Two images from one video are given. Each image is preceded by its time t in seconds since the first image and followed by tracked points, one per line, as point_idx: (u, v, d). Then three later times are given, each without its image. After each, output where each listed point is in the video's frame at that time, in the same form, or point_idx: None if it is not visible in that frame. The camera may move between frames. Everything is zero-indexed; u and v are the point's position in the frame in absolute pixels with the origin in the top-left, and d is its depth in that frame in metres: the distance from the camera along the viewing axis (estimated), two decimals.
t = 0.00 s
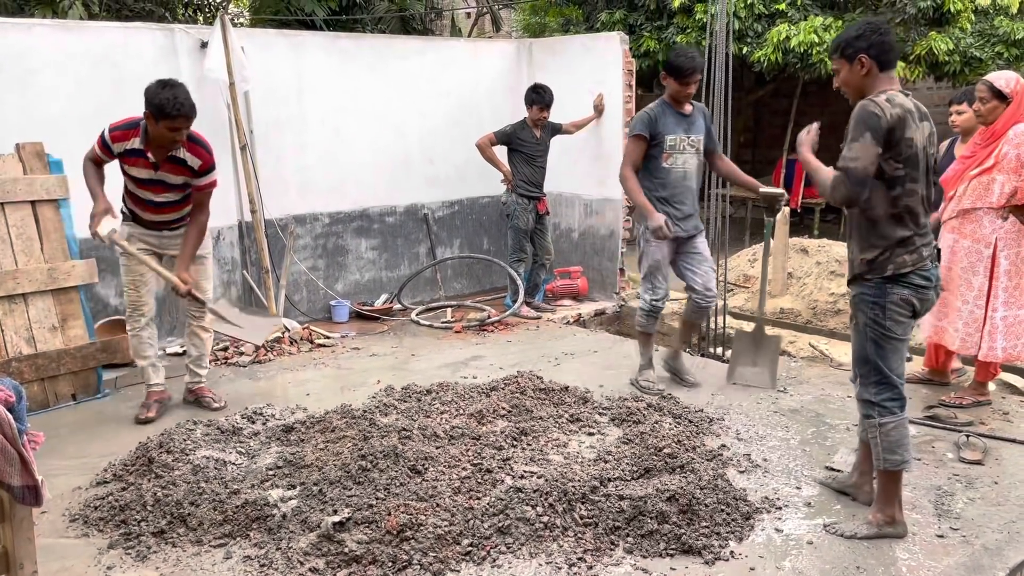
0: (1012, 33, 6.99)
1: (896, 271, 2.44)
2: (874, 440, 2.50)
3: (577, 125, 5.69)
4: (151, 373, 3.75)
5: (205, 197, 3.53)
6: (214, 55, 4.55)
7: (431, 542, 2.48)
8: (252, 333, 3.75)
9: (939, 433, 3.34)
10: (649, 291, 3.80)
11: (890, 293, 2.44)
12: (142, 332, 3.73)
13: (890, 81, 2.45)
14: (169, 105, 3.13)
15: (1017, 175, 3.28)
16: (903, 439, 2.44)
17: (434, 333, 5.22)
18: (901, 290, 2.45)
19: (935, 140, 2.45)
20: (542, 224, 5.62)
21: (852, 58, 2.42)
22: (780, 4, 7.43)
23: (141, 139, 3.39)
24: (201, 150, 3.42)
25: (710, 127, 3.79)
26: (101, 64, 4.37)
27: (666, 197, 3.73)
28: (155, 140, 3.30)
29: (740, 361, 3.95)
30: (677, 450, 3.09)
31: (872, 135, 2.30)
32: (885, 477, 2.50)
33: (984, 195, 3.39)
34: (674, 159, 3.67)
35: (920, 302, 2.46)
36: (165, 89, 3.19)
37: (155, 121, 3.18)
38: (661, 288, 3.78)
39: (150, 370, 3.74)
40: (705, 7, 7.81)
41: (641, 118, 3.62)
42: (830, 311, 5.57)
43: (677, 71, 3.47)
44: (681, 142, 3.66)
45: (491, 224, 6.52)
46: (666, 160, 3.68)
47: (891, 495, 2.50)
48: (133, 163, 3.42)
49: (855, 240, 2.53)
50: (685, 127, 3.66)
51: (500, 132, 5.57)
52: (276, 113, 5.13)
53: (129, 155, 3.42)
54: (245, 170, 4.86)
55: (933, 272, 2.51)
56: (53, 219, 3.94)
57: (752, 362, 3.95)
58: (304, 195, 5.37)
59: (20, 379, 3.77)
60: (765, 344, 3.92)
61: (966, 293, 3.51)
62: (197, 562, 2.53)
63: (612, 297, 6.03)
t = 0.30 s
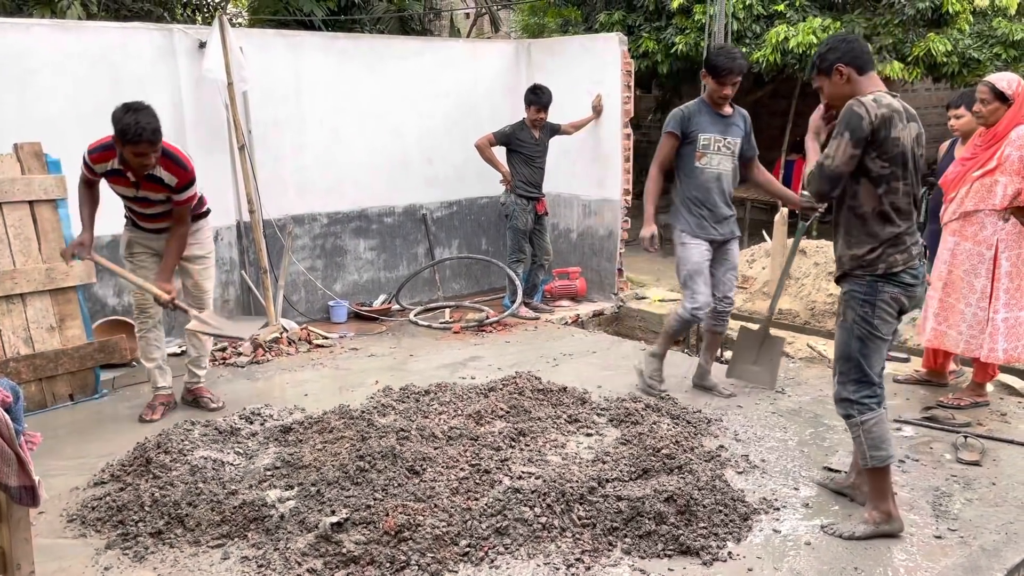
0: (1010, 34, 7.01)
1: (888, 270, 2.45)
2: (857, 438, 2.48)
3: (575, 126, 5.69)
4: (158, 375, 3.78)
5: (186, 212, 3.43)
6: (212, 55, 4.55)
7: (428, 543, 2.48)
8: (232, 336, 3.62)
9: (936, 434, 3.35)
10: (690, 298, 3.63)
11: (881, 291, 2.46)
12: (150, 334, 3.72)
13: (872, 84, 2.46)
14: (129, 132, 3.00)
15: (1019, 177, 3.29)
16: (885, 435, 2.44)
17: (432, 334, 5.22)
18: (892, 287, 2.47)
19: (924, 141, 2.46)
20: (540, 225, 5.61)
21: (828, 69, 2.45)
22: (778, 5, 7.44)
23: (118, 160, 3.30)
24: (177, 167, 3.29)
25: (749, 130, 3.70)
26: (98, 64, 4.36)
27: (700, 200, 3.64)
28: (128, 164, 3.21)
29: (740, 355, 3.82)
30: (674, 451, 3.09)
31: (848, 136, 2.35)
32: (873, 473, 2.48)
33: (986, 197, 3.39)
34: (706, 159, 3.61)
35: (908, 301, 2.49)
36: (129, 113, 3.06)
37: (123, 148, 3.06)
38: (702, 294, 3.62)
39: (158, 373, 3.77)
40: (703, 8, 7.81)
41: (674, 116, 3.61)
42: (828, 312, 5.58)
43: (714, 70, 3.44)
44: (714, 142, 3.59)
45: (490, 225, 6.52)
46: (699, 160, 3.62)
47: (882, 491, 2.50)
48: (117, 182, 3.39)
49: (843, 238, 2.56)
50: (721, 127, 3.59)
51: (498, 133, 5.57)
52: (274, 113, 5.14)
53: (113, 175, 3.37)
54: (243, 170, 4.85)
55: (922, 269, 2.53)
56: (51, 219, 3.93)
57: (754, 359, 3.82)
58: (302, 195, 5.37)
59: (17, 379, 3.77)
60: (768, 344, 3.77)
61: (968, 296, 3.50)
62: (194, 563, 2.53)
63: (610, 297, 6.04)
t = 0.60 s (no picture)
0: (1009, 35, 7.08)
1: (884, 268, 2.47)
2: (843, 431, 2.51)
3: (575, 126, 5.69)
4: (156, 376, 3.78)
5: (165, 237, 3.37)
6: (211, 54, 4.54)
7: (427, 542, 2.48)
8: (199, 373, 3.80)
9: (935, 434, 3.35)
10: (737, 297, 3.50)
11: (876, 290, 2.47)
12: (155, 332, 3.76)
13: (865, 86, 2.45)
14: (103, 159, 3.01)
15: (1019, 178, 3.28)
16: (870, 427, 2.49)
17: (431, 334, 5.22)
18: (885, 285, 2.49)
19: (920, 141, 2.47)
20: (539, 225, 5.60)
21: (820, 69, 2.45)
22: (778, 5, 7.45)
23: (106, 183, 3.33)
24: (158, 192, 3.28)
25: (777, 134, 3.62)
26: (97, 64, 4.36)
27: (724, 202, 3.57)
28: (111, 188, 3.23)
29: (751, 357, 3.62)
30: (673, 451, 3.09)
31: (870, 133, 2.31)
32: (862, 467, 2.51)
33: (986, 198, 3.39)
34: (735, 161, 3.51)
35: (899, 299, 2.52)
36: (106, 142, 3.07)
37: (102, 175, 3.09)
38: (743, 292, 3.50)
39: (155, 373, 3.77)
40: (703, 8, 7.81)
41: (703, 116, 3.51)
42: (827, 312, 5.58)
43: (752, 73, 3.32)
44: (743, 145, 3.50)
45: (489, 225, 6.51)
46: (726, 162, 3.53)
47: (873, 483, 2.51)
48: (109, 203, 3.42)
49: (840, 238, 2.55)
50: (751, 130, 3.50)
51: (497, 133, 5.57)
52: (273, 113, 5.13)
53: (103, 196, 3.40)
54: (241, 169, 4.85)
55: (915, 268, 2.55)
56: (49, 218, 3.93)
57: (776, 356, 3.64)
58: (301, 195, 5.37)
59: (16, 379, 3.77)
60: (785, 343, 3.60)
61: (967, 297, 3.51)
62: (192, 563, 2.53)
63: (609, 298, 6.04)
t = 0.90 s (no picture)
0: (1008, 35, 7.06)
1: (884, 267, 2.48)
2: (845, 431, 2.51)
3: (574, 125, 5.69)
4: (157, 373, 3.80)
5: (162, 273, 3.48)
6: (211, 52, 4.54)
7: (426, 541, 2.48)
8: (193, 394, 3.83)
9: (934, 434, 3.35)
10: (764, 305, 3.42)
11: (878, 289, 2.47)
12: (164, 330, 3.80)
13: (862, 86, 2.45)
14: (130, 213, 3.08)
15: (1018, 178, 3.28)
16: (872, 426, 2.49)
17: (430, 333, 5.21)
18: (887, 284, 2.49)
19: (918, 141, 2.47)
20: (538, 224, 5.61)
21: (817, 69, 2.45)
22: (778, 5, 7.45)
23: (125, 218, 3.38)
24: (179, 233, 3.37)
25: (807, 139, 3.50)
26: (96, 63, 4.36)
27: (754, 209, 3.47)
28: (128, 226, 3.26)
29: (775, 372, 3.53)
30: (672, 450, 3.09)
31: (882, 131, 2.32)
32: (862, 466, 2.52)
33: (985, 199, 3.39)
34: (768, 170, 3.39)
35: (899, 297, 2.53)
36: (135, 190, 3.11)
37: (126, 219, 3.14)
38: (773, 300, 3.42)
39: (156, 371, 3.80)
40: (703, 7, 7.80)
41: (741, 122, 3.26)
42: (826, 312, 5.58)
43: (791, 80, 3.18)
44: (778, 153, 3.36)
45: (489, 224, 6.51)
46: (760, 171, 3.41)
47: (874, 482, 2.52)
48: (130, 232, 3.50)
49: (841, 239, 2.55)
50: (786, 137, 3.36)
51: (497, 132, 5.57)
52: (272, 112, 5.13)
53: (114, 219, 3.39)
54: (241, 168, 4.84)
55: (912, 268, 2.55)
56: (49, 217, 3.92)
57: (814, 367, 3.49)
58: (300, 194, 5.36)
59: (15, 377, 3.77)
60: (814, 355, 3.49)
61: (967, 297, 3.51)
62: (191, 562, 2.53)
63: (609, 297, 6.04)
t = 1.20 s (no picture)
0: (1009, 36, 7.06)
1: (885, 267, 2.48)
2: (846, 431, 2.51)
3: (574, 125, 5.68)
4: (162, 372, 3.79)
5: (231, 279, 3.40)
6: (211, 51, 4.54)
7: (425, 540, 2.48)
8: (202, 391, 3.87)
9: (934, 434, 3.35)
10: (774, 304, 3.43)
11: (880, 289, 2.47)
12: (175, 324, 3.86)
13: (865, 84, 2.44)
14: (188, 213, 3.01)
15: (1018, 178, 3.28)
16: (872, 426, 2.49)
17: (429, 332, 5.21)
18: (888, 284, 2.50)
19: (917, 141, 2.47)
20: (537, 223, 5.61)
21: (821, 66, 2.45)
22: (778, 5, 7.44)
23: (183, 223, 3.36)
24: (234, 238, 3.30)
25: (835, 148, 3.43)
26: (96, 61, 4.35)
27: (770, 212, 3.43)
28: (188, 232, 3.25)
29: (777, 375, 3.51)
30: (672, 449, 3.09)
31: (886, 129, 2.33)
32: (862, 465, 2.52)
33: (985, 199, 3.39)
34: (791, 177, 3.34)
35: (899, 296, 2.53)
36: (193, 193, 3.08)
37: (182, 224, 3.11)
38: (780, 303, 3.44)
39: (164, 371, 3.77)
40: (703, 7, 7.80)
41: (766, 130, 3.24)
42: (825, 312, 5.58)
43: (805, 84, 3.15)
44: (801, 162, 3.31)
45: (488, 223, 6.51)
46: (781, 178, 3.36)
47: (873, 482, 2.52)
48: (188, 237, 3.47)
49: (842, 238, 2.54)
50: (809, 146, 3.31)
51: (497, 131, 5.57)
52: (272, 111, 5.13)
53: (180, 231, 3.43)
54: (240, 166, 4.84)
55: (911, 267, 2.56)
56: (49, 214, 3.92)
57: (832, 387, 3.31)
58: (300, 193, 5.36)
59: (14, 375, 3.76)
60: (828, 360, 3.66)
61: (969, 297, 3.51)
62: (190, 560, 2.53)
63: (609, 296, 6.04)
